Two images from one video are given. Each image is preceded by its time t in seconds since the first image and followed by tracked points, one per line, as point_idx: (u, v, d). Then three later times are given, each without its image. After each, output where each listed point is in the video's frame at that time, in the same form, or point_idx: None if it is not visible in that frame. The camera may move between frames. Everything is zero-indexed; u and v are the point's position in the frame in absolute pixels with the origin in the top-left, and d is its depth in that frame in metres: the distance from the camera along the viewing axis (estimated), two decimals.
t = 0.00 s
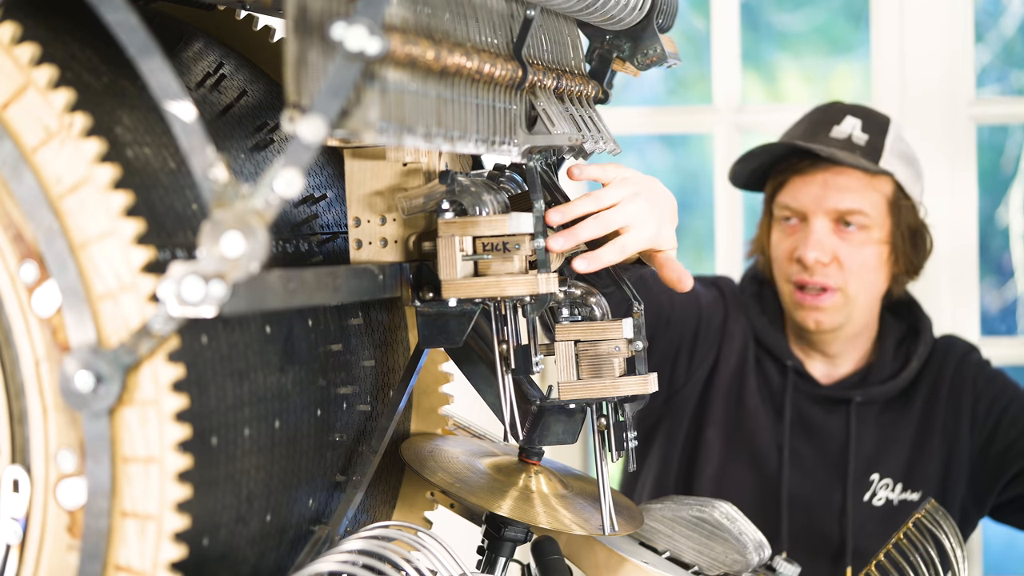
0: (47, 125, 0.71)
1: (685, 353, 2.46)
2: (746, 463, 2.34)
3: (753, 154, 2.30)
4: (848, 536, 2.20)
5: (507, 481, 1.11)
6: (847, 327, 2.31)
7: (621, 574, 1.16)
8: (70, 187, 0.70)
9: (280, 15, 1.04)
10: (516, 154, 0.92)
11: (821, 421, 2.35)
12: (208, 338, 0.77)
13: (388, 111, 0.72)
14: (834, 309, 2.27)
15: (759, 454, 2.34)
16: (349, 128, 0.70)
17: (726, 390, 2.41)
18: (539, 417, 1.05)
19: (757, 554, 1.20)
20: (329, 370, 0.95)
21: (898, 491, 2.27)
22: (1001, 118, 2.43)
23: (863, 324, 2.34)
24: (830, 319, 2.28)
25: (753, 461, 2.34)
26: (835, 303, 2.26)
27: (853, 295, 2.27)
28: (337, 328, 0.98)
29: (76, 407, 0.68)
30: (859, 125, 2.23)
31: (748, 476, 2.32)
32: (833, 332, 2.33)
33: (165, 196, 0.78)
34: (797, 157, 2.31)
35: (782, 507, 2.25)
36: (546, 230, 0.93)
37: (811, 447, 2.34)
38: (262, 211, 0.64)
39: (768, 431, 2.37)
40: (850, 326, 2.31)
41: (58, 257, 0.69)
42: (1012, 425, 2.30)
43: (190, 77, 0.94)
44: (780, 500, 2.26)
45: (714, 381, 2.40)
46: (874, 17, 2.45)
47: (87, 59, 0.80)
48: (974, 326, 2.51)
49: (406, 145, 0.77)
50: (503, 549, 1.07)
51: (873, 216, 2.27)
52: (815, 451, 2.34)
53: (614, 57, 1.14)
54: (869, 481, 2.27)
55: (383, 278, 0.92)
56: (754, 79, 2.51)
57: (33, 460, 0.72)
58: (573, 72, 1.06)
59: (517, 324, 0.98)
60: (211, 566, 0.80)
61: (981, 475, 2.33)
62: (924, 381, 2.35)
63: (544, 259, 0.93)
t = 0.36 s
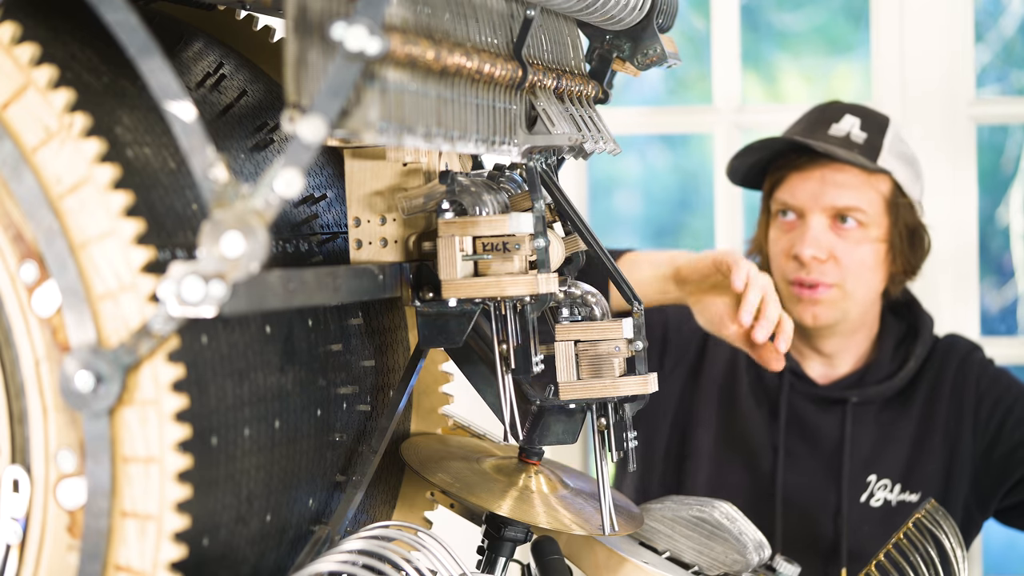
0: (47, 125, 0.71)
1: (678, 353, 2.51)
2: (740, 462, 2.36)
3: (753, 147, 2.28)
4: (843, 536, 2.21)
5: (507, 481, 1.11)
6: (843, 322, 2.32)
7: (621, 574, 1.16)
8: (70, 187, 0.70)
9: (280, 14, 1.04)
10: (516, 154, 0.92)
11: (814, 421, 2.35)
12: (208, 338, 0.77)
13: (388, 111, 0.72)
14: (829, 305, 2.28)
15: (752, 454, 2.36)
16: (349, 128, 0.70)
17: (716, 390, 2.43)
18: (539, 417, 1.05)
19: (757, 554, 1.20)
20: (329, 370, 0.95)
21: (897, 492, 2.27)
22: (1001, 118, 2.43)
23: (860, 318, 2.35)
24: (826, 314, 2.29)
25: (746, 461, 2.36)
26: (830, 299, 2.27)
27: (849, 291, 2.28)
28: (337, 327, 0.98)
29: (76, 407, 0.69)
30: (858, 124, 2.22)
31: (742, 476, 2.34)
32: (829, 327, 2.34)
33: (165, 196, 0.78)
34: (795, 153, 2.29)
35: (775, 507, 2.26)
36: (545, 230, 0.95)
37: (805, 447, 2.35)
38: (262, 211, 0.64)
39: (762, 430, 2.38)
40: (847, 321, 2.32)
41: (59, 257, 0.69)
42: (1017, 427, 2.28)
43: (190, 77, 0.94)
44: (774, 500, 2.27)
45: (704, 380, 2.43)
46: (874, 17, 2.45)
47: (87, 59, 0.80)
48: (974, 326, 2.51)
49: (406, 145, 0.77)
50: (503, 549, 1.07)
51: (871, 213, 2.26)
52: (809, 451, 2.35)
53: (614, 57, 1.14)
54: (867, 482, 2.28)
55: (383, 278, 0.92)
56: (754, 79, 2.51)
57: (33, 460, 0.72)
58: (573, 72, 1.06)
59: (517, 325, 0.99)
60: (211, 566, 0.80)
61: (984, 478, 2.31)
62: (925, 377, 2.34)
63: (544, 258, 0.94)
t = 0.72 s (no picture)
0: (47, 125, 0.71)
1: (668, 355, 2.54)
2: (733, 458, 2.38)
3: (779, 146, 2.30)
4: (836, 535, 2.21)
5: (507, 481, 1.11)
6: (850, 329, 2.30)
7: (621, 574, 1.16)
8: (70, 187, 0.70)
9: (280, 15, 1.04)
10: (516, 154, 0.92)
11: (813, 418, 2.36)
12: (208, 338, 0.77)
13: (388, 111, 0.72)
14: (840, 309, 2.26)
15: (745, 453, 2.37)
16: (349, 128, 0.70)
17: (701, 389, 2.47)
18: (539, 417, 1.05)
19: (757, 554, 1.20)
20: (329, 371, 0.95)
21: (896, 493, 2.27)
22: (1001, 118, 2.43)
23: (869, 326, 2.34)
24: (835, 319, 2.28)
25: (738, 459, 2.37)
26: (841, 303, 2.25)
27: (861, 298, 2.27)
28: (337, 327, 0.98)
29: (76, 407, 0.69)
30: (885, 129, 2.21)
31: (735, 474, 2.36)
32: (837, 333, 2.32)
33: (165, 196, 0.78)
34: (821, 155, 2.29)
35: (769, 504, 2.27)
36: (545, 230, 0.95)
37: (802, 445, 2.36)
38: (262, 211, 0.64)
39: (756, 427, 2.39)
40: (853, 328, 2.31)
41: (58, 257, 0.69)
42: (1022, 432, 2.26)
43: (190, 77, 0.94)
44: (768, 498, 2.28)
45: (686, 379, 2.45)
46: (874, 17, 2.45)
47: (87, 59, 0.80)
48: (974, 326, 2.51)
49: (406, 145, 0.77)
50: (503, 549, 1.07)
51: (891, 221, 2.26)
52: (806, 448, 2.36)
53: (614, 57, 1.14)
54: (864, 482, 2.27)
55: (383, 278, 0.92)
56: (754, 79, 2.51)
57: (33, 460, 0.72)
58: (573, 72, 1.06)
59: (517, 324, 0.99)
60: (211, 566, 0.80)
61: (989, 483, 2.30)
62: (930, 376, 2.36)
63: (544, 258, 0.94)
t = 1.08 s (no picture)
0: (47, 125, 0.71)
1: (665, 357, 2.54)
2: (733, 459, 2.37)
3: (769, 145, 2.28)
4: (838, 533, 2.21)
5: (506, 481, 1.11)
6: (844, 328, 2.31)
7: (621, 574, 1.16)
8: (70, 187, 0.70)
9: (280, 15, 1.04)
10: (516, 154, 0.92)
11: (812, 416, 2.36)
12: (208, 338, 0.77)
13: (387, 111, 0.72)
14: (833, 309, 2.27)
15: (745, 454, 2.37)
16: (348, 128, 0.70)
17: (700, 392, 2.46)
18: (539, 417, 1.05)
19: (757, 554, 1.20)
20: (329, 370, 0.95)
21: (896, 488, 2.27)
22: (1001, 118, 2.43)
23: (862, 324, 2.35)
24: (828, 318, 2.28)
25: (738, 461, 2.37)
26: (835, 303, 2.26)
27: (854, 297, 2.27)
28: (337, 327, 0.98)
29: (76, 408, 0.69)
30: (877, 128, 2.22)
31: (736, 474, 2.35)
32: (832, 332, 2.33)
33: (165, 196, 0.78)
34: (810, 155, 2.28)
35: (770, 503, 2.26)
36: (545, 230, 0.95)
37: (802, 445, 2.35)
38: (262, 211, 0.64)
39: (755, 428, 2.39)
40: (848, 327, 2.32)
41: (58, 257, 0.69)
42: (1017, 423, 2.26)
43: (190, 77, 0.94)
44: (768, 497, 2.27)
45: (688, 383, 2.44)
46: (875, 17, 2.45)
47: (87, 59, 0.80)
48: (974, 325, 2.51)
49: (405, 145, 0.77)
50: (503, 549, 1.07)
51: (882, 220, 2.26)
52: (806, 448, 2.35)
53: (614, 57, 1.14)
54: (864, 479, 2.27)
55: (383, 278, 0.92)
56: (754, 80, 2.51)
57: (33, 460, 0.72)
58: (573, 72, 1.06)
59: (517, 324, 0.98)
60: (211, 566, 0.80)
61: (986, 474, 2.30)
62: (927, 369, 2.36)
63: (544, 258, 0.94)
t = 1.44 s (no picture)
0: (47, 125, 0.71)
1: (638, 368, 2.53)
2: (710, 463, 2.35)
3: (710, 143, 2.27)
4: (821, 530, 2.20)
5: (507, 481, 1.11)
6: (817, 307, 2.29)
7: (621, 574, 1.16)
8: (70, 187, 0.70)
9: (280, 15, 1.04)
10: (516, 154, 0.92)
11: (785, 413, 2.35)
12: (208, 338, 0.77)
13: (388, 111, 0.72)
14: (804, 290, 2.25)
15: (721, 458, 2.34)
16: (349, 128, 0.70)
17: (672, 400, 2.44)
18: (539, 417, 1.05)
19: (757, 554, 1.20)
20: (329, 371, 0.95)
21: (878, 480, 2.26)
22: (1001, 118, 2.43)
23: (830, 303, 2.34)
24: (801, 300, 2.27)
25: (716, 464, 2.35)
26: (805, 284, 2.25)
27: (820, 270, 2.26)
28: (337, 327, 0.98)
29: (76, 407, 0.69)
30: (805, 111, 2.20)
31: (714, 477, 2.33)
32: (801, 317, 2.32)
33: (165, 196, 0.78)
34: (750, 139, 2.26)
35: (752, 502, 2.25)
36: (545, 230, 0.95)
37: (778, 443, 2.33)
38: (262, 211, 0.64)
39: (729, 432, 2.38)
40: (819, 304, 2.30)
41: (58, 257, 0.69)
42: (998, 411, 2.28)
43: (190, 77, 0.94)
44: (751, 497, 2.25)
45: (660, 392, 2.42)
46: (875, 17, 2.45)
47: (87, 59, 0.80)
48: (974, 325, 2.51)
49: (406, 145, 0.77)
50: (503, 549, 1.07)
51: (831, 193, 2.25)
52: (782, 445, 2.33)
53: (614, 57, 1.14)
54: (844, 471, 2.26)
55: (383, 278, 0.92)
56: (754, 80, 2.51)
57: (33, 460, 0.72)
58: (573, 72, 1.06)
59: (517, 324, 0.98)
60: (211, 566, 0.80)
61: (968, 463, 2.32)
62: (903, 361, 2.37)
63: (544, 258, 0.94)
